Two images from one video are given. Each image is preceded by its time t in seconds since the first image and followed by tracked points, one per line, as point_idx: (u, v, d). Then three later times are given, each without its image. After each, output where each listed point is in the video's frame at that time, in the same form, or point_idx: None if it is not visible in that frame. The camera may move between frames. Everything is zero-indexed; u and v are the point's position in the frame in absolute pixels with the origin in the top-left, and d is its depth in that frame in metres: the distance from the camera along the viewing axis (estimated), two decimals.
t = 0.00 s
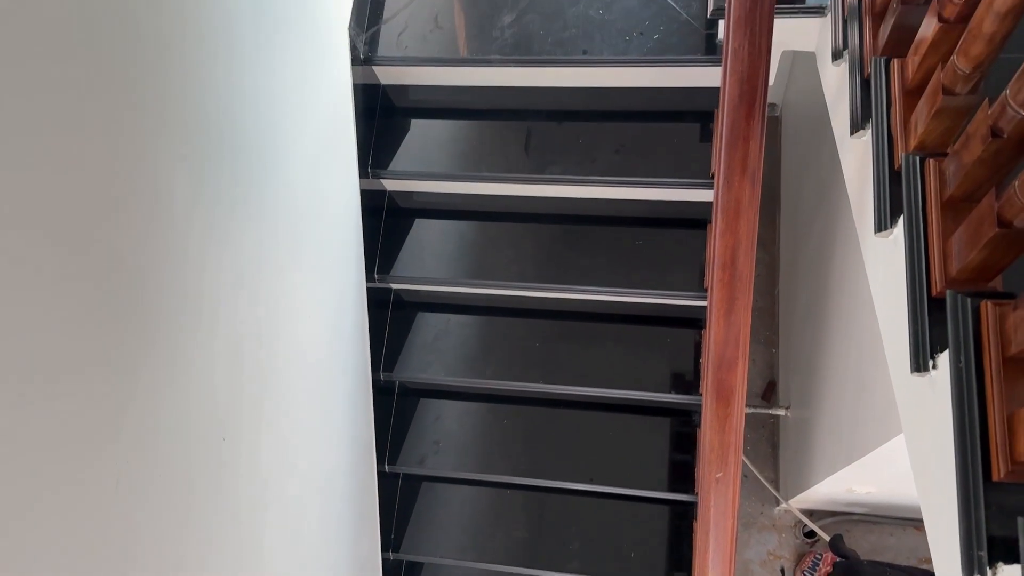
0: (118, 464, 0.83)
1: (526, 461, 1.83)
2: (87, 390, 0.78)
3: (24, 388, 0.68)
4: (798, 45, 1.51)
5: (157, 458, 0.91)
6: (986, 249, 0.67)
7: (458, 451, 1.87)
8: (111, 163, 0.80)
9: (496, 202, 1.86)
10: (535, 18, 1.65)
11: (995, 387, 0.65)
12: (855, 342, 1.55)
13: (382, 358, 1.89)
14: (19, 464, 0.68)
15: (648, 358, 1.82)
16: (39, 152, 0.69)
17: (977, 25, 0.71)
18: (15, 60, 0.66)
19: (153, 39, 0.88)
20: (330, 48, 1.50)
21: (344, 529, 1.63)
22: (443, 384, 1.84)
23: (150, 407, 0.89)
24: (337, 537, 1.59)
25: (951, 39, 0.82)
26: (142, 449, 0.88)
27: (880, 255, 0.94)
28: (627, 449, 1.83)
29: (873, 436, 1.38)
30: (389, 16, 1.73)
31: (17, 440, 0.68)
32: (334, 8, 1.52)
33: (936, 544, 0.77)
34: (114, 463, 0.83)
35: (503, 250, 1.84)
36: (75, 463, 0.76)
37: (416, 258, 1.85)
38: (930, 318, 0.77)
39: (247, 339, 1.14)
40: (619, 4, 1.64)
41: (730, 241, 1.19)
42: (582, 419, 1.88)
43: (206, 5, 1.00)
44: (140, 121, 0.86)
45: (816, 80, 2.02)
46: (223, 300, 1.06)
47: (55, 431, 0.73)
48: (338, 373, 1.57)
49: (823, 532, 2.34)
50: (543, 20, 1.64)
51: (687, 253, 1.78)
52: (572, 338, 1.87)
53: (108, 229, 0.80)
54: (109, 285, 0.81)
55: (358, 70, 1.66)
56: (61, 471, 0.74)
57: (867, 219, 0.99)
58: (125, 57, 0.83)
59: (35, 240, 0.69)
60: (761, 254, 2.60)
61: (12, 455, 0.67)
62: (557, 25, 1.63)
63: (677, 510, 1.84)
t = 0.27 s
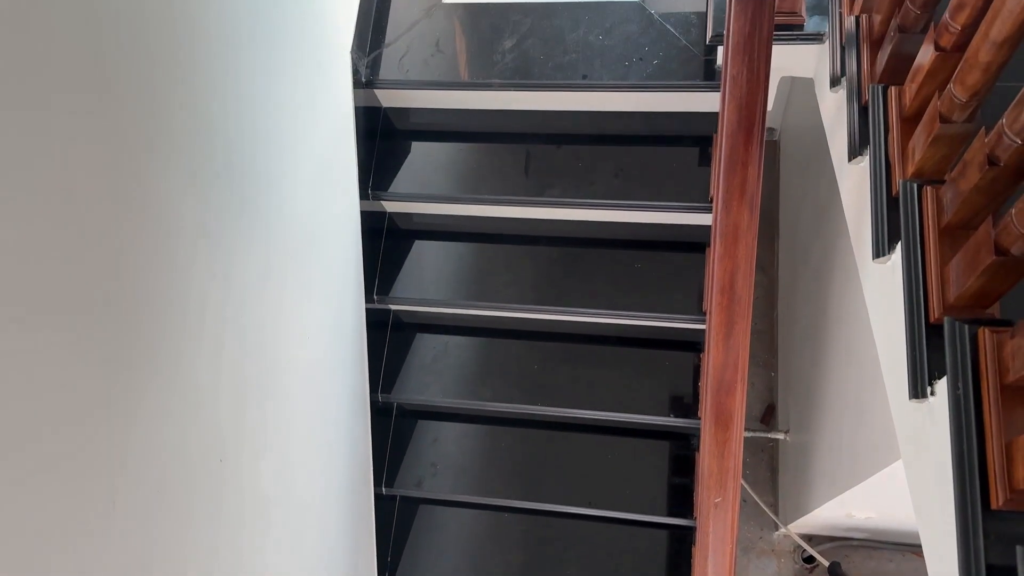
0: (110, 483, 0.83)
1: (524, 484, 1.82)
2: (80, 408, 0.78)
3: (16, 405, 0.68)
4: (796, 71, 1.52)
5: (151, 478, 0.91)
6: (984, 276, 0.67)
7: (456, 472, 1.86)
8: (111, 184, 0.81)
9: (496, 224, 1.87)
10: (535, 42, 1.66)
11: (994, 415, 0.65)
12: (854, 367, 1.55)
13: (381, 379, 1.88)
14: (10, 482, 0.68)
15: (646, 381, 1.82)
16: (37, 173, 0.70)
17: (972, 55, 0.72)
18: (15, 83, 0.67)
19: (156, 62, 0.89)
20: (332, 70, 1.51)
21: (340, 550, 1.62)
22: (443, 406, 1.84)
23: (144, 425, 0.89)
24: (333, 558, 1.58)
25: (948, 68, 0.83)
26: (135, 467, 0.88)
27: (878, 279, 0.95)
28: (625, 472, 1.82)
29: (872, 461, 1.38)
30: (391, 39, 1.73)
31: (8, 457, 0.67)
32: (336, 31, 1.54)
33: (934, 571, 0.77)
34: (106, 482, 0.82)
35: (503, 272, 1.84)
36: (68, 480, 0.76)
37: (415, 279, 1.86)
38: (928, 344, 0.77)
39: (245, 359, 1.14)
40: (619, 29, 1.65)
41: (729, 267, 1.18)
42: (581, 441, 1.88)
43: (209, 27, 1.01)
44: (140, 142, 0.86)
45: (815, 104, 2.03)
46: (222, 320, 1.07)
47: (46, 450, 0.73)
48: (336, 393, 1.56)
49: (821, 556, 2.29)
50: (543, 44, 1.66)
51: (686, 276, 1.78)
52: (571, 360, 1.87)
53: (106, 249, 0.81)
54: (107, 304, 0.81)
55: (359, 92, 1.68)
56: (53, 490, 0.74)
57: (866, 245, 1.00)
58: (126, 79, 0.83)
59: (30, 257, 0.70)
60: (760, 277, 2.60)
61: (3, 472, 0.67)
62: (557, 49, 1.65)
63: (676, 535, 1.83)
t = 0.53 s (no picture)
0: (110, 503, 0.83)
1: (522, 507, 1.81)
2: (82, 427, 0.78)
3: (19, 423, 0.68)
4: (795, 96, 1.54)
5: (151, 498, 0.91)
6: (981, 301, 0.68)
7: (454, 495, 1.85)
8: (116, 203, 0.81)
9: (495, 245, 1.88)
10: (536, 66, 1.68)
11: (991, 441, 0.65)
12: (853, 391, 1.55)
13: (379, 400, 1.87)
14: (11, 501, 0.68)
15: (645, 403, 1.82)
16: (43, 192, 0.71)
17: (970, 83, 0.73)
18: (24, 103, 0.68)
19: (161, 83, 0.90)
20: (335, 92, 1.52)
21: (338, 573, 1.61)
22: (440, 427, 1.83)
23: (145, 444, 0.89)
24: None
25: (945, 95, 0.84)
26: (135, 487, 0.87)
27: (876, 304, 0.95)
28: (624, 495, 1.81)
29: (872, 486, 1.37)
30: (393, 62, 1.75)
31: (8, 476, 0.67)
32: (340, 54, 1.55)
33: None
34: (106, 501, 0.82)
35: (502, 293, 1.84)
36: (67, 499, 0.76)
37: (415, 299, 1.86)
38: (925, 370, 0.77)
39: (246, 378, 1.14)
40: (620, 54, 1.66)
41: (727, 290, 1.16)
42: (579, 464, 1.87)
43: (213, 50, 1.02)
44: (145, 161, 0.87)
45: (813, 129, 2.05)
46: (224, 339, 1.07)
47: (47, 468, 0.73)
48: (335, 414, 1.56)
49: None
50: (544, 68, 1.67)
51: (686, 299, 1.79)
52: (570, 381, 1.87)
53: (110, 267, 0.81)
54: (110, 322, 0.81)
55: (361, 114, 1.69)
56: (53, 509, 0.74)
57: (864, 270, 1.00)
58: (133, 100, 0.84)
59: (36, 275, 0.70)
60: (759, 300, 2.61)
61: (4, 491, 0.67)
62: (558, 73, 1.66)
63: (674, 559, 1.81)
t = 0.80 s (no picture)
0: (110, 526, 0.82)
1: (519, 531, 1.80)
2: (84, 449, 0.77)
3: (20, 445, 0.68)
4: (792, 122, 1.55)
5: (150, 521, 0.90)
6: (977, 329, 0.68)
7: (450, 517, 1.84)
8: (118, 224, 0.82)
9: (494, 267, 1.88)
10: (536, 90, 1.69)
11: (987, 469, 0.65)
12: (851, 417, 1.54)
13: (376, 422, 1.87)
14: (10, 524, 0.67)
15: (644, 426, 1.81)
16: (48, 213, 0.71)
17: (966, 112, 0.73)
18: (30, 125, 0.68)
19: (165, 105, 0.91)
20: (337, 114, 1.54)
21: None
22: (438, 449, 1.83)
23: (145, 466, 0.89)
24: None
25: (941, 123, 0.85)
26: (134, 510, 0.87)
27: (874, 329, 0.95)
28: (621, 519, 1.80)
29: (871, 512, 1.36)
30: (394, 85, 1.76)
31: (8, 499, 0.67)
32: (341, 77, 1.57)
33: None
34: (106, 525, 0.81)
35: (501, 315, 1.84)
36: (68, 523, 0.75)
37: (413, 320, 1.86)
38: (922, 397, 0.77)
39: (246, 399, 1.14)
40: (619, 79, 1.67)
41: (725, 315, 1.16)
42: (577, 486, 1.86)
43: (215, 72, 1.03)
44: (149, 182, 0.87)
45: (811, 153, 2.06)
46: (223, 360, 1.07)
47: (48, 491, 0.72)
48: (333, 435, 1.56)
49: None
50: (544, 92, 1.68)
51: (684, 322, 1.79)
52: (568, 404, 1.86)
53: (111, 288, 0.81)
54: (114, 344, 0.81)
55: (362, 137, 1.70)
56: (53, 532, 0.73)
57: (862, 296, 1.00)
58: (137, 121, 0.85)
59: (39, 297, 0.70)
60: (757, 322, 2.61)
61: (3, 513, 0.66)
62: (557, 97, 1.67)
63: None
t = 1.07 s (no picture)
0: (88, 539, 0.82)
1: (516, 552, 1.79)
2: (62, 461, 0.78)
3: None
4: (791, 145, 1.55)
5: (131, 534, 0.91)
6: (975, 354, 0.68)
7: (447, 538, 1.83)
8: (105, 236, 0.83)
9: (493, 286, 1.88)
10: (536, 111, 1.70)
11: (985, 495, 0.65)
12: (849, 439, 1.54)
13: (374, 441, 1.86)
14: None
15: (642, 448, 1.80)
16: (36, 225, 0.72)
17: (963, 137, 0.74)
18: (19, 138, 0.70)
19: (158, 120, 0.92)
20: (334, 131, 1.55)
21: None
22: (435, 469, 1.82)
23: (126, 479, 0.89)
24: None
25: (939, 148, 0.85)
26: (114, 522, 0.87)
27: (872, 352, 0.95)
28: (619, 541, 1.79)
29: (870, 536, 1.35)
30: (396, 104, 1.77)
31: None
32: (340, 95, 1.58)
33: None
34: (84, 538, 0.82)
35: (499, 334, 1.84)
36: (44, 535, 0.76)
37: (412, 339, 1.86)
38: (920, 421, 0.77)
39: (233, 411, 1.15)
40: (619, 100, 1.68)
41: (724, 335, 1.15)
42: (575, 508, 1.85)
43: (210, 91, 1.04)
44: (139, 196, 0.89)
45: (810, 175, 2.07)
46: (211, 372, 1.07)
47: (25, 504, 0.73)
48: (325, 452, 1.56)
49: None
50: (544, 113, 1.69)
51: (683, 343, 1.79)
52: (566, 424, 1.86)
53: (97, 299, 0.82)
54: (98, 355, 0.83)
55: (363, 155, 1.72)
56: (29, 545, 0.73)
57: (860, 319, 1.00)
58: (129, 136, 0.87)
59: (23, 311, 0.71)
60: (757, 344, 2.60)
61: None
62: (557, 118, 1.68)
63: None
